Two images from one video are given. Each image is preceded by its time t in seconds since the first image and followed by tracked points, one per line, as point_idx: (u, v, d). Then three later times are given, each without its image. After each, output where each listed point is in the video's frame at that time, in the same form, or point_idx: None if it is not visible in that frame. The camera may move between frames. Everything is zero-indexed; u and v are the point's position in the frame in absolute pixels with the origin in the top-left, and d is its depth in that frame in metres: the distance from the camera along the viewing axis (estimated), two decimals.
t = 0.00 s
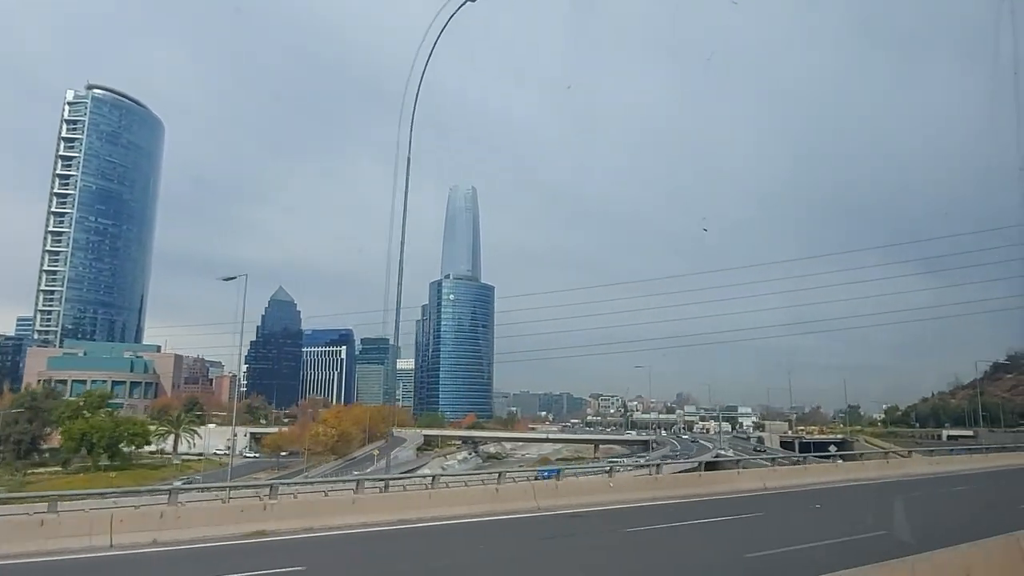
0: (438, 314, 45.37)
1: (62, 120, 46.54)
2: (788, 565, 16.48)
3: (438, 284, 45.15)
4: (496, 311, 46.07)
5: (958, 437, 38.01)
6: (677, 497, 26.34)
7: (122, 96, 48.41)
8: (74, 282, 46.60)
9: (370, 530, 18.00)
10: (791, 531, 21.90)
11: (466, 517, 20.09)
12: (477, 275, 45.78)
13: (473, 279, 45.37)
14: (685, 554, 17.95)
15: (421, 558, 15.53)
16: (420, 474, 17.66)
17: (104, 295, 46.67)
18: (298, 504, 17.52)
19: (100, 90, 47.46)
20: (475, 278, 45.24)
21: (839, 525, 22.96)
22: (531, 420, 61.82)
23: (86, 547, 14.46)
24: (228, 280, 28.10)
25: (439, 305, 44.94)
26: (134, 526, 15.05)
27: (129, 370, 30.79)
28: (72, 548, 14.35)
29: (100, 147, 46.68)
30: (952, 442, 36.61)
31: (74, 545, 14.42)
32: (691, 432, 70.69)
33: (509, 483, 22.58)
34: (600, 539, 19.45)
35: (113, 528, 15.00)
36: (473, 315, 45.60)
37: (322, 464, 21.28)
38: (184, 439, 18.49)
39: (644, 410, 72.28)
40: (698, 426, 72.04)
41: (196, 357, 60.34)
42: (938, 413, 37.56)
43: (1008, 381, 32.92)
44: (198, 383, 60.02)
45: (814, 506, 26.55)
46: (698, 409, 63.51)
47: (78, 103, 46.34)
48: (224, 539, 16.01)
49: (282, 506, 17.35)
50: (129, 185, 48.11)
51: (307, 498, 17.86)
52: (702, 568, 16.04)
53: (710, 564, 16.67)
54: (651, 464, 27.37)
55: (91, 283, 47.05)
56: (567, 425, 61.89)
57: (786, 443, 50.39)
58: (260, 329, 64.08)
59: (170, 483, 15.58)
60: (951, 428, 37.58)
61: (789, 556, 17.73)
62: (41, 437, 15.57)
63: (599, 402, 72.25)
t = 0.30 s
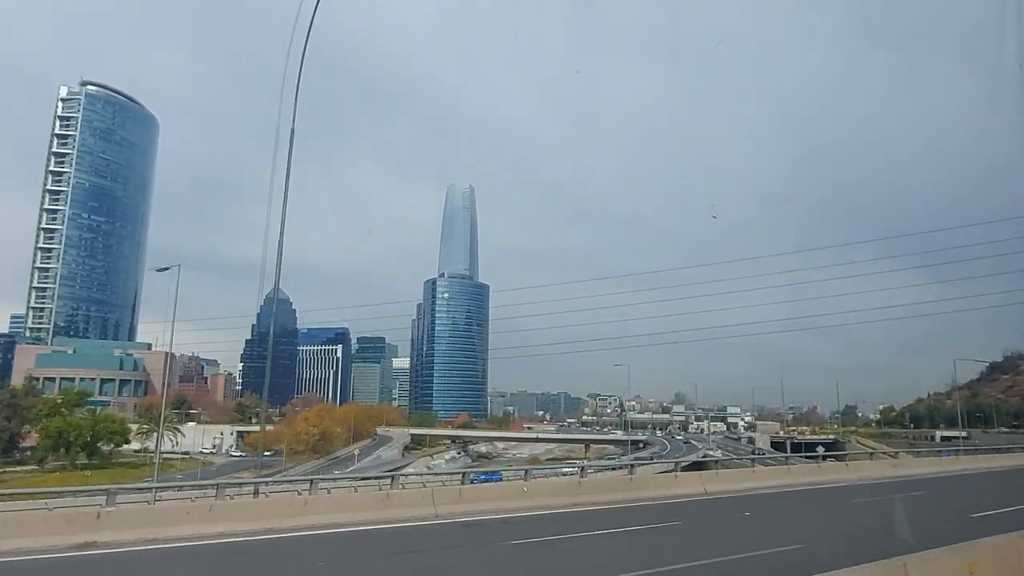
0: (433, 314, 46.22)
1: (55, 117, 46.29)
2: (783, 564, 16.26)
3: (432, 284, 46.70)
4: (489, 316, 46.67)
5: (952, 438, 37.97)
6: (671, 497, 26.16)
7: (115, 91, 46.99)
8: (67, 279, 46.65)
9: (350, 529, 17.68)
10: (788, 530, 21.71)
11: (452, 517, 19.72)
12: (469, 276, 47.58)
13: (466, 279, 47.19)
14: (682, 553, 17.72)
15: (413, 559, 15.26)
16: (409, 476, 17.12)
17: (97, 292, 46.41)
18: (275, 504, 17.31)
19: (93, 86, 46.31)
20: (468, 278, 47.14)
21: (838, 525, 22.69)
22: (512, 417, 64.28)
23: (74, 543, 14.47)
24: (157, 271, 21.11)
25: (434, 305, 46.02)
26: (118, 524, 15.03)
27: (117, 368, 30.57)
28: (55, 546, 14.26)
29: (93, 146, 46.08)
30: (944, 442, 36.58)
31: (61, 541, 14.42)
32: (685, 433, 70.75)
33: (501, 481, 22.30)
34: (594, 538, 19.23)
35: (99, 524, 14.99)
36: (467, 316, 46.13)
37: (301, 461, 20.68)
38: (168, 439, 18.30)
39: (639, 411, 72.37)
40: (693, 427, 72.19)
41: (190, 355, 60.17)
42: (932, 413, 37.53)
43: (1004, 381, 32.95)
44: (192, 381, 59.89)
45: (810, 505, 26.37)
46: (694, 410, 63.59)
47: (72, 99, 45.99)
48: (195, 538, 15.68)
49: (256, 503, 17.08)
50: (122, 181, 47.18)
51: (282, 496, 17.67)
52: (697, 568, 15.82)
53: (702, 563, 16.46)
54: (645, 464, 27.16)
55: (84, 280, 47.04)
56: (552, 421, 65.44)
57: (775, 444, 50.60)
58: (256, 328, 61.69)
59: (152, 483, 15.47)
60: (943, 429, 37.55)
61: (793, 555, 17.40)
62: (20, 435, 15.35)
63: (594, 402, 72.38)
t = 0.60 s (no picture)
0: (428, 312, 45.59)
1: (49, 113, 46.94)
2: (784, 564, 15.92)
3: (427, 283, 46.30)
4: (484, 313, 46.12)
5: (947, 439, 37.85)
6: (668, 497, 25.89)
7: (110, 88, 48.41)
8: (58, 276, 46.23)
9: (337, 530, 17.18)
10: (787, 531, 21.37)
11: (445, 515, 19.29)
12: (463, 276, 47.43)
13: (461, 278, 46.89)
14: (680, 554, 17.37)
15: (405, 559, 14.90)
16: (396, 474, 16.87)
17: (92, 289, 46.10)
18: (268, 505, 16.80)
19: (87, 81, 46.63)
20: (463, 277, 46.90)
21: (838, 526, 22.40)
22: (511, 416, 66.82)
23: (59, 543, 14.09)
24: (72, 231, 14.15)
25: (428, 304, 45.53)
26: (109, 522, 14.62)
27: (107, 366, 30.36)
28: (39, 545, 13.96)
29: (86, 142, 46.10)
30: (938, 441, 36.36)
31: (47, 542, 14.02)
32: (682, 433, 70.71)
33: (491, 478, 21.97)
34: (589, 538, 18.90)
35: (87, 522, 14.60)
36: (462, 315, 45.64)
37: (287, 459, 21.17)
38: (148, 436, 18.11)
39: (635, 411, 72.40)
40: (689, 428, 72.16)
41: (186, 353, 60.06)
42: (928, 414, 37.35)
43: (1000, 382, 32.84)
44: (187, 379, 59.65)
45: (808, 506, 26.09)
46: (690, 410, 63.53)
47: (66, 95, 46.94)
48: (177, 539, 15.20)
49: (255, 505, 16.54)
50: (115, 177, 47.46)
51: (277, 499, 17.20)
52: (696, 568, 15.48)
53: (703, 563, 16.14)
54: (639, 463, 26.87)
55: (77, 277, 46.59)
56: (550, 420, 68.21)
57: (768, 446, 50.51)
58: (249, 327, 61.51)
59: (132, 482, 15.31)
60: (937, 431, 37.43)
61: (795, 556, 17.06)
62: None
63: (592, 402, 72.25)
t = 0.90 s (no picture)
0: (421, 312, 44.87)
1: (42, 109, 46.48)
2: (788, 561, 15.58)
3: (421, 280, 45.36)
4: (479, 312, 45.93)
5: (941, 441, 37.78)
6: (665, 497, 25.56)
7: (101, 85, 49.04)
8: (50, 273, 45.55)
9: (329, 528, 16.72)
10: (789, 531, 21.00)
11: (438, 515, 18.79)
12: (458, 273, 46.54)
13: (456, 276, 46.11)
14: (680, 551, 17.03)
15: (398, 559, 14.51)
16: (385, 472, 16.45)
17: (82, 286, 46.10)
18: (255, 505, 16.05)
19: (81, 78, 47.74)
20: (457, 275, 46.10)
21: (839, 526, 22.17)
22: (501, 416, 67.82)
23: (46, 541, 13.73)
24: None
25: (423, 302, 44.71)
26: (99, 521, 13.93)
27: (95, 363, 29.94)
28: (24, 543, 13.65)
29: (79, 137, 46.50)
30: (930, 444, 36.10)
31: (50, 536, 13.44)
32: (678, 433, 70.48)
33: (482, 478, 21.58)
34: (587, 536, 18.56)
35: (92, 520, 13.97)
36: (456, 314, 45.03)
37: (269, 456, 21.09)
38: (130, 435, 17.83)
39: (632, 411, 72.21)
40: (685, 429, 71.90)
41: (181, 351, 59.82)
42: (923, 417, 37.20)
43: (995, 385, 32.74)
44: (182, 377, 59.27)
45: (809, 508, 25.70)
46: (686, 410, 63.29)
47: (58, 91, 46.78)
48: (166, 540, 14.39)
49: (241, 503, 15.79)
50: (107, 174, 47.57)
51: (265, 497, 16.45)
52: (697, 564, 15.28)
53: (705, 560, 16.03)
54: (635, 464, 26.55)
55: (69, 274, 45.90)
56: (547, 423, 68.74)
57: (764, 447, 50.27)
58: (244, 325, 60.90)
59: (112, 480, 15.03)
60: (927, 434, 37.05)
61: (797, 554, 16.73)
62: None
63: (588, 401, 72.01)
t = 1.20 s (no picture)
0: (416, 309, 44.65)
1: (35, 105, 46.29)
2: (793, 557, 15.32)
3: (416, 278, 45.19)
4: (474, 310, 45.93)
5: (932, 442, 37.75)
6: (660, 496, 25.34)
7: (95, 81, 49.02)
8: (43, 270, 45.27)
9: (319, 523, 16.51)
10: (789, 529, 20.73)
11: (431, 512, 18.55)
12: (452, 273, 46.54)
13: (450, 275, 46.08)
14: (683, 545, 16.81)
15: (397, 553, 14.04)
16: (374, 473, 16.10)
17: (75, 283, 45.68)
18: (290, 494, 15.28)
19: (75, 74, 47.85)
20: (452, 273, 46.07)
21: (837, 527, 21.96)
22: (498, 415, 68.17)
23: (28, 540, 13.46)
24: None
25: (417, 300, 44.49)
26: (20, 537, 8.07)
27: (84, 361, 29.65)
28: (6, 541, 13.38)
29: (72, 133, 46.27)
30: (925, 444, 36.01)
31: None
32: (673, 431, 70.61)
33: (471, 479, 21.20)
34: (584, 532, 18.31)
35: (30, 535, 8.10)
36: (450, 312, 44.87)
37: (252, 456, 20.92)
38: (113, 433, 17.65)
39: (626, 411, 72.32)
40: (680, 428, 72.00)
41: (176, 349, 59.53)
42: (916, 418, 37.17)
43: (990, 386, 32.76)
44: (177, 374, 59.27)
45: (808, 507, 25.47)
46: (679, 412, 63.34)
47: (52, 87, 46.68)
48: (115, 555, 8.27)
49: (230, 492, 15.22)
50: (101, 170, 47.14)
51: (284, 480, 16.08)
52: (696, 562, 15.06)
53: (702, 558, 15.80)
54: (628, 463, 26.35)
55: (62, 271, 45.58)
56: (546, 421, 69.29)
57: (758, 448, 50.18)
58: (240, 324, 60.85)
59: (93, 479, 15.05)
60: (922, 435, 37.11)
61: (799, 551, 16.44)
62: None
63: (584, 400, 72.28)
